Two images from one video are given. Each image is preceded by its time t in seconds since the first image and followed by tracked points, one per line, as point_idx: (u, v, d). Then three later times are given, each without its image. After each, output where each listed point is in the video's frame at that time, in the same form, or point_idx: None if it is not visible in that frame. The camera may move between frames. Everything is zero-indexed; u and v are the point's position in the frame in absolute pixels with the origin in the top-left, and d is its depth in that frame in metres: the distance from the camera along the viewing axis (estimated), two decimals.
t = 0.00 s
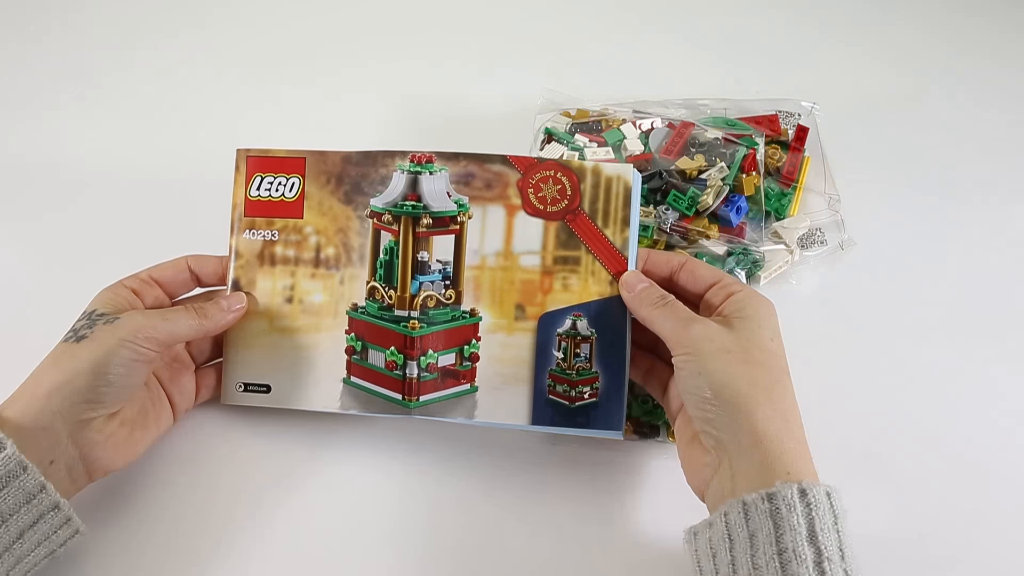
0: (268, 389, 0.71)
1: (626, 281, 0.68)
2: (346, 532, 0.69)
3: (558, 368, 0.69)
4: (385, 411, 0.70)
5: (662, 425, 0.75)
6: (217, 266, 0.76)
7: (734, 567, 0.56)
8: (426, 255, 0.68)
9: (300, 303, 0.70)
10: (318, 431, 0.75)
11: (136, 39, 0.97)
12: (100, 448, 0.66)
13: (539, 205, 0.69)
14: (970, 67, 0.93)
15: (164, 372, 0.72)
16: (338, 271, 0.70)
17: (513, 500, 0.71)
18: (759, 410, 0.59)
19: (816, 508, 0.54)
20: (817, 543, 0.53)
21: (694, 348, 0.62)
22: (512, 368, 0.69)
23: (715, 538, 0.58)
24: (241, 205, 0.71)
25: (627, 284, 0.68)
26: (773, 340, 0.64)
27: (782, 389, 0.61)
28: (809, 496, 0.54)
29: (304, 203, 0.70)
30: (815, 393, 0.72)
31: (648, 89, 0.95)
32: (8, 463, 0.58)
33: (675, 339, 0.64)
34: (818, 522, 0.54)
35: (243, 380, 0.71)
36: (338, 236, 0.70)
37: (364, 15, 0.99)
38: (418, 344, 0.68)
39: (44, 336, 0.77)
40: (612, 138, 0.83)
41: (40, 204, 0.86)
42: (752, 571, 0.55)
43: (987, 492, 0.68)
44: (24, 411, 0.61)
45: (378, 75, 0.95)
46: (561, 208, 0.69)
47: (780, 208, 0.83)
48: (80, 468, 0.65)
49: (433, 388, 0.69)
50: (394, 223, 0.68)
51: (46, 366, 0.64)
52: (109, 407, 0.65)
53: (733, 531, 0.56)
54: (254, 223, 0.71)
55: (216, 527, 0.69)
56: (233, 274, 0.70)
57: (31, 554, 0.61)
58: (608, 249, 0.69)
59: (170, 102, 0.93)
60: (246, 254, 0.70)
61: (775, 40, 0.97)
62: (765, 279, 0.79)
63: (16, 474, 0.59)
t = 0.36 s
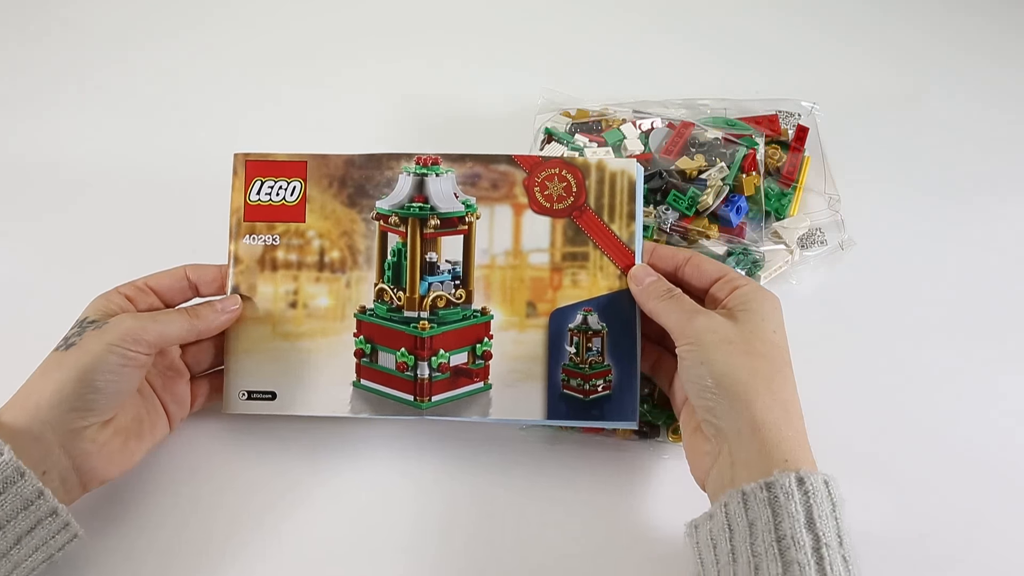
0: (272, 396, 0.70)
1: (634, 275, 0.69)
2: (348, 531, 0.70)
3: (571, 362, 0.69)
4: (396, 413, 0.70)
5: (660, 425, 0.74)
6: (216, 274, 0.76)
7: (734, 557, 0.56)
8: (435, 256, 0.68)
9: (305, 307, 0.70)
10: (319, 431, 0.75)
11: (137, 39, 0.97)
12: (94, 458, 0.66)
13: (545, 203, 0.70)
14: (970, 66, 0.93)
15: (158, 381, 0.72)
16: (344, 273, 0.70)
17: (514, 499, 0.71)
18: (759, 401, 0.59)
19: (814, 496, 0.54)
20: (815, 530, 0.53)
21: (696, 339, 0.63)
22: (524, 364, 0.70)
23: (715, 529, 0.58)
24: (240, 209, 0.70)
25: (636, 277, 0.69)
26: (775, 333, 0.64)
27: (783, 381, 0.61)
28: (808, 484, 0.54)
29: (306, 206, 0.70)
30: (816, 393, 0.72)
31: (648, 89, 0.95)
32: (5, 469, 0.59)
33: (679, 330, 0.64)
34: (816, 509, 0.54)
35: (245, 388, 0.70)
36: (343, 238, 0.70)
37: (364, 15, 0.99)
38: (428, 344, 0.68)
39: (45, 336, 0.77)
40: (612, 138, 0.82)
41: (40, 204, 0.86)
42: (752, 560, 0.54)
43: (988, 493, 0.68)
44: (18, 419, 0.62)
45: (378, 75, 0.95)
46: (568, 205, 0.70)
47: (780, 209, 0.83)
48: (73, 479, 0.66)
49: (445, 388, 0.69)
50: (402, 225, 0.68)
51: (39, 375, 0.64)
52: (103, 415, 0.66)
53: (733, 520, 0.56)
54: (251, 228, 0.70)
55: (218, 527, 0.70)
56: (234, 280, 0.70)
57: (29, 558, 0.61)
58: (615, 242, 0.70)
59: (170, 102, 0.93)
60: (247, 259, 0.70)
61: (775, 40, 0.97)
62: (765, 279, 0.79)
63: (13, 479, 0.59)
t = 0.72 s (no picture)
0: (285, 405, 0.70)
1: (641, 259, 0.68)
2: (350, 534, 0.70)
3: (582, 352, 0.68)
4: (407, 415, 0.69)
5: (660, 426, 0.74)
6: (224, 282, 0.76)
7: (749, 551, 0.56)
8: (436, 252, 0.68)
9: (311, 313, 0.70)
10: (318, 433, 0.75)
11: (137, 40, 0.97)
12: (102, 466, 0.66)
13: (546, 189, 0.69)
14: (971, 66, 0.93)
15: (167, 386, 0.72)
16: (348, 276, 0.70)
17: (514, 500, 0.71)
18: (779, 395, 0.59)
19: (833, 496, 0.54)
20: (834, 529, 0.53)
21: (716, 330, 0.62)
22: (534, 353, 0.69)
23: (728, 523, 0.58)
24: (242, 220, 0.71)
25: (644, 261, 0.67)
26: (788, 326, 0.64)
27: (799, 375, 0.61)
28: (827, 483, 0.54)
29: (306, 212, 0.70)
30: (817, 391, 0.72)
31: (648, 89, 0.94)
32: (13, 478, 0.58)
33: (694, 320, 0.63)
34: (835, 509, 0.53)
35: (259, 398, 0.71)
36: (345, 242, 0.70)
37: (365, 17, 0.99)
38: (435, 343, 0.68)
39: (48, 336, 0.78)
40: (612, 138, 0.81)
41: (40, 203, 0.85)
42: (769, 558, 0.54)
43: (989, 492, 0.68)
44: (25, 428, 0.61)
45: (378, 75, 0.95)
46: (569, 190, 0.69)
47: (780, 209, 0.83)
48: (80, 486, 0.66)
49: (455, 386, 0.69)
50: (401, 223, 0.68)
51: (47, 380, 0.64)
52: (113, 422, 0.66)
53: (747, 515, 0.56)
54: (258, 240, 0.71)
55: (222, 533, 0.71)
56: (242, 290, 0.70)
57: (35, 567, 0.61)
58: (618, 227, 0.69)
59: (170, 101, 0.93)
60: (253, 269, 0.71)
61: (774, 41, 0.97)
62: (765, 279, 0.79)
63: (22, 489, 0.59)
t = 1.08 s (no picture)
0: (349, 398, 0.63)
1: (526, 165, 0.56)
2: (327, 532, 0.64)
3: (449, 253, 0.51)
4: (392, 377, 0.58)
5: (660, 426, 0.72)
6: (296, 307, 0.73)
7: (637, 523, 0.48)
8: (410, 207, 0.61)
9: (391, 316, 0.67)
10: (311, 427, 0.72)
11: (140, 41, 0.98)
12: (183, 479, 0.63)
13: (433, 90, 0.58)
14: (968, 67, 0.94)
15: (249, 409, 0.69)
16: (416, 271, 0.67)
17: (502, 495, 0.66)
18: (678, 337, 0.55)
19: (724, 454, 0.49)
20: (730, 492, 0.47)
21: (624, 262, 0.55)
22: (397, 260, 0.52)
23: (607, 489, 0.50)
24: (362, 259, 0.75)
25: (529, 166, 0.56)
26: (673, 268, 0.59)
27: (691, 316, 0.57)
28: (717, 442, 0.49)
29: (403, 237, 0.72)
30: (818, 391, 0.72)
31: (647, 88, 0.94)
32: (93, 498, 0.53)
33: (595, 251, 0.56)
34: (728, 469, 0.48)
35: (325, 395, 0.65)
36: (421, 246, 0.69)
37: (367, 19, 1.00)
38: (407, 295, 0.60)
39: (28, 329, 0.75)
40: (612, 138, 0.84)
41: (34, 199, 0.84)
42: (665, 529, 0.47)
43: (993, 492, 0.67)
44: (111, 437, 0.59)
45: (379, 74, 0.95)
46: (454, 83, 0.57)
47: (780, 208, 0.84)
48: (168, 502, 0.62)
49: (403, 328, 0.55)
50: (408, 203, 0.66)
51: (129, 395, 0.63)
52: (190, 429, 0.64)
53: (634, 483, 0.49)
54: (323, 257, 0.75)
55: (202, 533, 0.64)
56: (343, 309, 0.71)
57: None
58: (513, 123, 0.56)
59: (171, 102, 0.93)
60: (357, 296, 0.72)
61: (774, 41, 0.98)
62: (765, 280, 0.79)
63: (99, 509, 0.53)
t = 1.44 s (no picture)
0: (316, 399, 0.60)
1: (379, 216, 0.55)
2: (321, 532, 0.61)
3: (304, 300, 0.51)
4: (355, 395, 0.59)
5: (659, 426, 0.71)
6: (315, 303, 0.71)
7: (503, 540, 0.49)
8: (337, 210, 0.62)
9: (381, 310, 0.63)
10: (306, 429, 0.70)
11: (140, 40, 0.98)
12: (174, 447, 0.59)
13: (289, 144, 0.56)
14: (969, 67, 0.94)
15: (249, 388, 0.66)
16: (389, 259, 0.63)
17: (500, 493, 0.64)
18: (527, 367, 0.55)
19: (574, 462, 0.50)
20: (583, 494, 0.48)
21: (471, 305, 0.56)
22: (255, 306, 0.52)
23: (474, 515, 0.50)
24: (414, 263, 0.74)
25: (385, 219, 0.55)
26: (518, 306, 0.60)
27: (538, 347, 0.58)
28: (565, 453, 0.50)
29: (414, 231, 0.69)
30: (818, 391, 0.72)
31: (648, 88, 0.94)
32: (91, 473, 0.52)
33: (449, 293, 0.56)
34: (578, 474, 0.49)
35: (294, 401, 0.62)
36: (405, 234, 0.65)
37: (367, 20, 1.00)
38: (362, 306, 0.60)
39: (27, 329, 0.74)
40: (612, 138, 0.84)
41: (33, 199, 0.84)
42: (528, 540, 0.48)
43: (994, 492, 0.66)
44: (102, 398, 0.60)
45: (379, 74, 0.95)
46: (307, 141, 0.55)
47: (780, 209, 0.82)
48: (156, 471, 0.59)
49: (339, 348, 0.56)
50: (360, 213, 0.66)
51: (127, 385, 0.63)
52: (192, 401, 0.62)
53: (495, 503, 0.50)
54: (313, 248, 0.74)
55: (192, 529, 0.61)
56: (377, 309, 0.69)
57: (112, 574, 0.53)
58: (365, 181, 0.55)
59: (170, 102, 0.93)
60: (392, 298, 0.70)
61: (774, 41, 0.99)
62: (765, 279, 0.79)
63: (98, 484, 0.52)
